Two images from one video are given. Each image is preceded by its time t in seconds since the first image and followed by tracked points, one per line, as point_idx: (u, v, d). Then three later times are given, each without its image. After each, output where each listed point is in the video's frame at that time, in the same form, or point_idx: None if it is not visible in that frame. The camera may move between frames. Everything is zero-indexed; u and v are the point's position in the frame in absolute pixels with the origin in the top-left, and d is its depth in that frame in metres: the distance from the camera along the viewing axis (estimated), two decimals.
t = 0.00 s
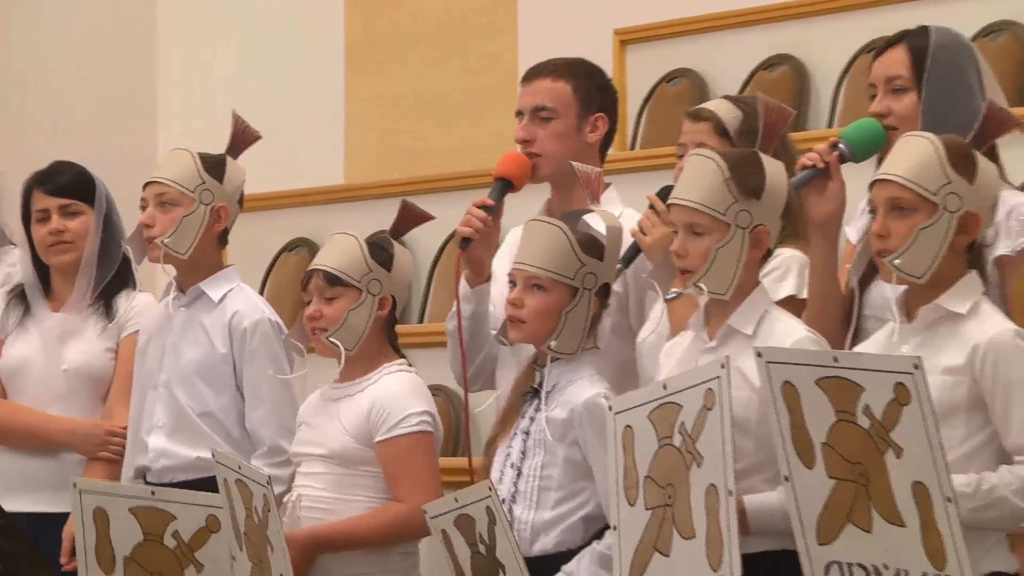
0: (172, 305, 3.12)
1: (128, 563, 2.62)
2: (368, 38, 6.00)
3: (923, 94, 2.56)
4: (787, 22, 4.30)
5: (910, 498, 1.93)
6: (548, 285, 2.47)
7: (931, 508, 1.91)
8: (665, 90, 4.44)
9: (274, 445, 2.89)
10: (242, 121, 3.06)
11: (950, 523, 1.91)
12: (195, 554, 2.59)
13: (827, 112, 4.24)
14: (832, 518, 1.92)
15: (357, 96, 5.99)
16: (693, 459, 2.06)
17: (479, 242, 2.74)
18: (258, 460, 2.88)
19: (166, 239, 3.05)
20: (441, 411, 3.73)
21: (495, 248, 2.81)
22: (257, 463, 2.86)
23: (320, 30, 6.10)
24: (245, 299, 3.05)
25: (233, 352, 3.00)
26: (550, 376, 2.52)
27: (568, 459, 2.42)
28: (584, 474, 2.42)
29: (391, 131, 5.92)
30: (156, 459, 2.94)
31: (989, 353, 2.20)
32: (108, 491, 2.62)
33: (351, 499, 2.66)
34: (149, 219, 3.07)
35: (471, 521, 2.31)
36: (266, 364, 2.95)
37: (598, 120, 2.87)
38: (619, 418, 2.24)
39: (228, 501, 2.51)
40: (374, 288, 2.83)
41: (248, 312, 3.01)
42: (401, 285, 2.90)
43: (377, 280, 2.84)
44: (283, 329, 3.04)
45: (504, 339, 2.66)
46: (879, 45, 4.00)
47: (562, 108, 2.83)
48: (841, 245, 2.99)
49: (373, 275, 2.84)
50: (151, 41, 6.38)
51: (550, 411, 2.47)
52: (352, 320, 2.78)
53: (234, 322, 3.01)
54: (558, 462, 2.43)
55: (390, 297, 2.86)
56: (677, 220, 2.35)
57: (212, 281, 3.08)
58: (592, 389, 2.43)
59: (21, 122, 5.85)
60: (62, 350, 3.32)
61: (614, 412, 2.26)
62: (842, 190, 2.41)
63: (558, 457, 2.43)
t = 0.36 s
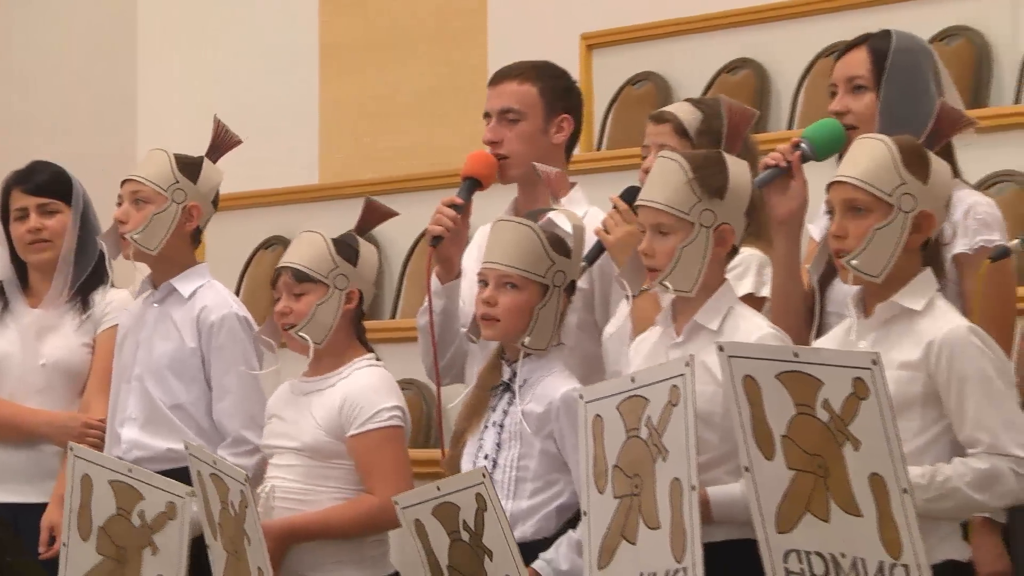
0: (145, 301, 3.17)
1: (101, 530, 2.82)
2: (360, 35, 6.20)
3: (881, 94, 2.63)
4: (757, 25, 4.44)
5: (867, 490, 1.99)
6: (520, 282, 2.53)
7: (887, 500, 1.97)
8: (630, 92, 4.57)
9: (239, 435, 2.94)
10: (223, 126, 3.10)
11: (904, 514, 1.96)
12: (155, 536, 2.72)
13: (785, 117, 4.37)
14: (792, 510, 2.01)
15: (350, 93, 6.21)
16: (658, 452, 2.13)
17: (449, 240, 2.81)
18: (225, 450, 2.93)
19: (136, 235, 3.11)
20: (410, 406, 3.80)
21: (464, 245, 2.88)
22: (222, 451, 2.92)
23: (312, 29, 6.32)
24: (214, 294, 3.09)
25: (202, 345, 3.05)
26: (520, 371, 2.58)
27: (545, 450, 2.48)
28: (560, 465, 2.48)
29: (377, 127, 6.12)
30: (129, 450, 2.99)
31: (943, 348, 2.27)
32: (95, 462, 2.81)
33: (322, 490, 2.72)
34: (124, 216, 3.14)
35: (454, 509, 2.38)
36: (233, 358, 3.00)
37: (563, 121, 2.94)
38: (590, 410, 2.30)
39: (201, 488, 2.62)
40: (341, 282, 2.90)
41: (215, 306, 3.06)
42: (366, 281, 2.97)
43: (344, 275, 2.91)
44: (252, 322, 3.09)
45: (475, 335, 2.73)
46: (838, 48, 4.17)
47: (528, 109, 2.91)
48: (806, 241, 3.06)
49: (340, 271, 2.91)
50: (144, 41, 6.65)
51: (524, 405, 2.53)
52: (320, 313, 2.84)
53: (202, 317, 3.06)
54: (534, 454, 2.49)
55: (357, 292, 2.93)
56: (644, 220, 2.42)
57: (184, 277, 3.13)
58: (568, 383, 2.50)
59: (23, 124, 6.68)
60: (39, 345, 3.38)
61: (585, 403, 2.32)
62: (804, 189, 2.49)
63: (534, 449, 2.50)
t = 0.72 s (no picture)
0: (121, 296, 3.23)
1: (71, 521, 2.88)
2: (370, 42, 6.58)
3: (846, 96, 2.72)
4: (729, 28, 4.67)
5: (824, 481, 2.08)
6: (488, 276, 2.62)
7: (843, 490, 2.07)
8: (596, 95, 4.80)
9: (205, 427, 3.00)
10: (202, 128, 3.16)
11: (859, 503, 2.06)
12: (121, 526, 2.78)
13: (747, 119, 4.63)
14: (751, 498, 2.08)
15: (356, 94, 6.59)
16: (624, 445, 2.21)
17: (420, 237, 2.89)
18: (192, 443, 2.99)
19: (111, 232, 3.18)
20: (381, 399, 3.89)
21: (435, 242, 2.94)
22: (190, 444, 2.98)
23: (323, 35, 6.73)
24: (186, 290, 3.16)
25: (173, 339, 3.11)
26: (487, 364, 2.66)
27: (512, 440, 2.57)
28: (525, 455, 2.57)
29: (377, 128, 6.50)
30: (103, 442, 3.06)
31: (897, 342, 2.36)
32: (60, 456, 2.88)
33: (287, 481, 2.80)
34: (101, 213, 3.21)
35: (424, 499, 2.46)
36: (203, 351, 3.06)
37: (532, 123, 3.02)
38: (554, 402, 2.37)
39: (170, 486, 2.72)
40: (305, 279, 2.98)
41: (187, 301, 3.13)
42: (329, 279, 3.05)
43: (308, 273, 2.99)
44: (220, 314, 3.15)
45: (441, 328, 2.81)
46: (799, 53, 4.41)
47: (498, 110, 2.98)
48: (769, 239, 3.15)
49: (304, 268, 2.99)
50: (155, 47, 7.04)
51: (491, 397, 2.61)
52: (281, 307, 2.93)
53: (174, 311, 3.13)
54: (501, 444, 2.58)
55: (320, 290, 3.01)
56: (609, 218, 2.50)
57: (159, 273, 3.20)
58: (532, 375, 2.58)
59: (23, 124, 7.01)
60: (20, 339, 3.44)
61: (550, 396, 2.39)
62: (768, 189, 2.58)
63: (501, 439, 2.58)
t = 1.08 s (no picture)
0: (105, 292, 3.30)
1: (60, 517, 2.94)
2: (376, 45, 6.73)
3: (808, 99, 2.80)
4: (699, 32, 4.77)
5: (787, 472, 2.15)
6: (458, 274, 2.69)
7: (805, 480, 2.12)
8: (568, 97, 4.90)
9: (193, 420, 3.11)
10: (182, 127, 3.21)
11: (821, 493, 2.12)
12: (110, 517, 2.89)
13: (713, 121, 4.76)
14: (716, 489, 2.22)
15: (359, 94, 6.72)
16: (594, 435, 2.29)
17: (398, 237, 2.95)
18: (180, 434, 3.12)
19: (96, 231, 3.25)
20: (358, 392, 3.99)
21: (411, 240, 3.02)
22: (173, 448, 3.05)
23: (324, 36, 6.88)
24: (171, 286, 3.25)
25: (159, 335, 3.19)
26: (459, 358, 2.73)
27: (482, 432, 2.65)
28: (494, 447, 2.65)
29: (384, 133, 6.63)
30: (90, 434, 3.14)
31: (857, 337, 2.44)
32: (46, 454, 2.92)
33: (250, 473, 2.85)
34: (86, 212, 3.27)
35: (393, 489, 2.53)
36: (188, 346, 3.15)
37: (506, 125, 3.11)
38: (521, 397, 2.44)
39: (139, 473, 2.80)
40: (269, 277, 3.03)
41: (172, 298, 3.21)
42: (293, 278, 3.11)
43: (272, 271, 3.04)
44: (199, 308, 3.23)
45: (418, 327, 2.86)
46: (765, 56, 4.52)
47: (472, 112, 3.07)
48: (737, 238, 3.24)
49: (268, 266, 3.04)
50: (156, 47, 7.13)
51: (461, 391, 2.68)
52: (246, 304, 2.98)
53: (160, 307, 3.21)
54: (471, 436, 2.65)
55: (283, 287, 3.07)
56: (575, 218, 2.58)
57: (143, 269, 3.27)
58: (500, 368, 2.66)
59: (24, 123, 7.26)
60: (7, 333, 3.54)
61: (516, 391, 2.46)
62: (736, 191, 2.70)
63: (470, 432, 2.66)
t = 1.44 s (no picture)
0: (93, 290, 3.42)
1: (55, 509, 3.09)
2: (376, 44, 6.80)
3: (771, 104, 2.89)
4: (668, 37, 4.87)
5: (753, 463, 2.23)
6: (431, 272, 2.77)
7: (771, 472, 2.20)
8: (541, 100, 5.02)
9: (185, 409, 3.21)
10: (164, 129, 3.27)
11: (785, 484, 2.20)
12: (100, 509, 2.99)
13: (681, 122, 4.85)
14: (684, 482, 2.31)
15: (343, 95, 6.86)
16: (564, 426, 2.37)
17: (376, 236, 3.03)
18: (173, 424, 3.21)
19: (88, 229, 3.36)
20: (336, 385, 4.07)
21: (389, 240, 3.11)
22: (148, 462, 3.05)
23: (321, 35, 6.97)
24: (158, 283, 3.38)
25: (148, 330, 3.31)
26: (435, 353, 2.82)
27: (450, 424, 2.74)
28: (463, 440, 2.73)
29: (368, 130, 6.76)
30: (81, 427, 3.24)
31: (821, 333, 2.53)
32: (35, 450, 3.07)
33: (215, 467, 2.92)
34: (76, 210, 3.37)
35: (360, 480, 2.62)
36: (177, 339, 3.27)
37: (482, 128, 3.20)
38: (494, 389, 2.53)
39: (108, 470, 2.89)
40: (234, 275, 3.10)
41: (160, 294, 3.34)
42: (258, 276, 3.17)
43: (237, 268, 3.11)
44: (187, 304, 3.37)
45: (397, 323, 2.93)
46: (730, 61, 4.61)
47: (448, 115, 3.15)
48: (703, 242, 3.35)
49: (233, 263, 3.11)
50: (153, 48, 7.26)
51: (433, 384, 2.77)
52: (212, 301, 3.05)
53: (148, 304, 3.33)
54: (440, 428, 2.74)
55: (248, 284, 3.13)
56: (546, 216, 2.65)
57: (131, 267, 3.40)
58: (469, 363, 2.75)
59: (23, 123, 7.15)
60: None
61: (487, 383, 2.55)
62: (700, 193, 2.79)
63: (440, 424, 2.74)
